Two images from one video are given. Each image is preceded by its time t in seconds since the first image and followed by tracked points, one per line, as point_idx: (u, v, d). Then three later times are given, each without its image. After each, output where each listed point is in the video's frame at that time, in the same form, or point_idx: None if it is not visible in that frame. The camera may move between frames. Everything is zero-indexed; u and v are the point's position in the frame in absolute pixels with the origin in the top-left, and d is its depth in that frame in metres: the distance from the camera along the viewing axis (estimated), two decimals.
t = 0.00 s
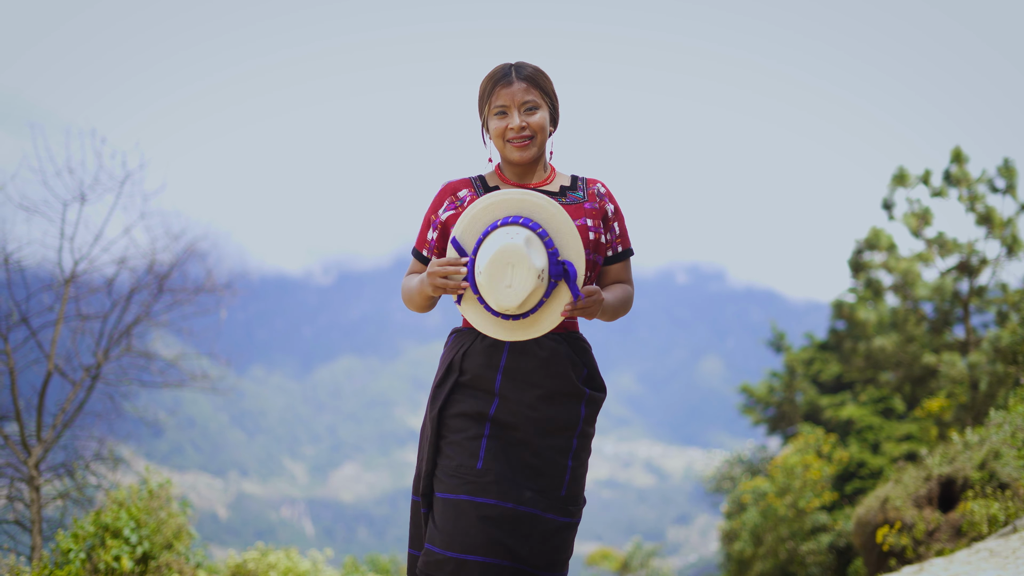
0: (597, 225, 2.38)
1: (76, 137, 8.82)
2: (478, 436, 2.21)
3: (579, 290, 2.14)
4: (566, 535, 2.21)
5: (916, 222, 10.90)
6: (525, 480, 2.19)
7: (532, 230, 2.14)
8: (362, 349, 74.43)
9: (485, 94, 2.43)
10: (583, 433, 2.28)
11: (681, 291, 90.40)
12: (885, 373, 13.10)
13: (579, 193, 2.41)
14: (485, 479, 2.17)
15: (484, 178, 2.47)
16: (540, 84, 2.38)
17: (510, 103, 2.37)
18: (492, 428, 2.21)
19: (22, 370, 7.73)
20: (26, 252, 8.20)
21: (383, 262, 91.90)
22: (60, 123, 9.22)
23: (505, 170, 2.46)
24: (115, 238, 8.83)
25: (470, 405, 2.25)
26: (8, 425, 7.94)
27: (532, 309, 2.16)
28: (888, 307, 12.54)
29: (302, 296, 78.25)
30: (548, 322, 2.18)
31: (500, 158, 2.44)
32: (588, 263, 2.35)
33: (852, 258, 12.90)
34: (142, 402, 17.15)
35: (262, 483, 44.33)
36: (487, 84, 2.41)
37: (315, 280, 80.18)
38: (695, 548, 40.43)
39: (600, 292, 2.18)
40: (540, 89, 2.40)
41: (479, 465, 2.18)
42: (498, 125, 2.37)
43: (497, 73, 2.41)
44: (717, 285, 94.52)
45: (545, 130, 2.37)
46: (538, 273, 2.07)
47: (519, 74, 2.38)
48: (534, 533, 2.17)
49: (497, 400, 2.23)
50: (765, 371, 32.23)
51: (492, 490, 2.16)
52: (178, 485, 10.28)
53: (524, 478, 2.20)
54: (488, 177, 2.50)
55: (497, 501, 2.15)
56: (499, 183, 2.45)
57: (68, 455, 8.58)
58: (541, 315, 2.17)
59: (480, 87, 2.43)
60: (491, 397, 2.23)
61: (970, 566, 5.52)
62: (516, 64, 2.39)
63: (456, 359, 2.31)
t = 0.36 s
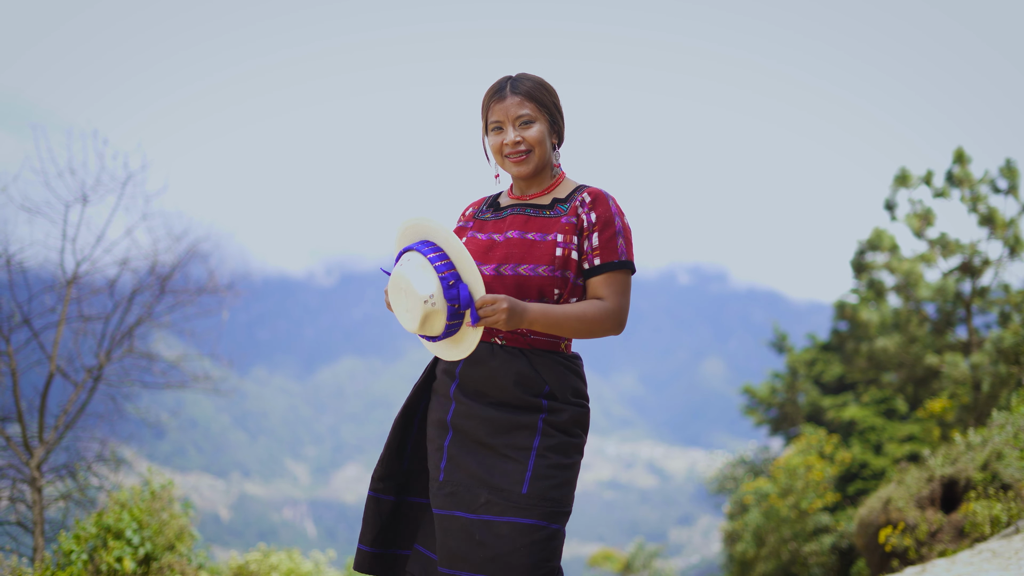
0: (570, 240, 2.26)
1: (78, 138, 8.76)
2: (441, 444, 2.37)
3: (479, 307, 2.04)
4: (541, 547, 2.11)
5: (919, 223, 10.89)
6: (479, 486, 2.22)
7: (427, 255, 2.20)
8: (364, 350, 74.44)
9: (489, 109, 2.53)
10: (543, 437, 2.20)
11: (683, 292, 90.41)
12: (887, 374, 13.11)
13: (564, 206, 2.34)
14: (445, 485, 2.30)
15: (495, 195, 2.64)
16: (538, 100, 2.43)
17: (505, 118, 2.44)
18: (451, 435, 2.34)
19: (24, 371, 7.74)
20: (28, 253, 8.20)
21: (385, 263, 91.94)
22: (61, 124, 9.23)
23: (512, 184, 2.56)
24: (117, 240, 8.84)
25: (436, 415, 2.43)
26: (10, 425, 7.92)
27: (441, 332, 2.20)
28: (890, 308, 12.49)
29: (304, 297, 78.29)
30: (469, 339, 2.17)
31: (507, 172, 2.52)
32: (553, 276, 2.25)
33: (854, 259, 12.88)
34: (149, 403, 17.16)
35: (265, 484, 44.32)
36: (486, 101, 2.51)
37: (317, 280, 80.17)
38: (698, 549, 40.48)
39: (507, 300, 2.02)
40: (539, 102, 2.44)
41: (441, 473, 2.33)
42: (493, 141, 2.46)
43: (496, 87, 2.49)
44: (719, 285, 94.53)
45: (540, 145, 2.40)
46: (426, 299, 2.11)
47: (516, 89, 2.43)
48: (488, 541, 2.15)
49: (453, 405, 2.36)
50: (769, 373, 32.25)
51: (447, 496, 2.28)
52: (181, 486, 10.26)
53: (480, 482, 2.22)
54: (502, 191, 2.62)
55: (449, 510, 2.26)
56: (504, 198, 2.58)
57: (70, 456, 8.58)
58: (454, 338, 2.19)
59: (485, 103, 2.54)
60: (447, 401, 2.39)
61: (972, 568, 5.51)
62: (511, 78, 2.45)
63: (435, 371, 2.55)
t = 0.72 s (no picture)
0: (586, 246, 2.21)
1: (79, 138, 8.77)
2: (466, 445, 2.26)
3: (516, 321, 1.99)
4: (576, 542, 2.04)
5: (920, 223, 10.90)
6: (512, 485, 2.13)
7: (467, 261, 2.10)
8: (364, 350, 74.48)
9: (489, 106, 2.45)
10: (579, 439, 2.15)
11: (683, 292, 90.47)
12: (888, 374, 13.14)
13: (575, 211, 2.27)
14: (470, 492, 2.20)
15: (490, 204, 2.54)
16: (541, 99, 2.38)
17: (508, 116, 2.38)
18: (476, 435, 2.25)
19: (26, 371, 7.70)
20: (30, 253, 8.19)
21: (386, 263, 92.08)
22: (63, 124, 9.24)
23: (511, 190, 2.46)
24: (118, 240, 8.83)
25: (457, 417, 2.33)
26: (11, 425, 7.91)
27: (471, 346, 2.12)
28: (891, 308, 12.49)
29: (305, 297, 78.35)
30: (493, 358, 2.09)
31: (505, 175, 2.45)
32: (572, 285, 2.20)
33: (856, 259, 12.88)
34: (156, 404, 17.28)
35: (267, 484, 44.36)
36: (488, 100, 2.44)
37: (318, 280, 80.21)
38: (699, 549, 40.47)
39: (547, 317, 1.99)
40: (542, 102, 2.39)
41: (467, 477, 2.23)
42: (498, 138, 2.37)
43: (500, 85, 2.43)
44: (720, 285, 94.65)
45: (543, 146, 2.35)
46: (467, 307, 2.03)
47: (520, 88, 2.38)
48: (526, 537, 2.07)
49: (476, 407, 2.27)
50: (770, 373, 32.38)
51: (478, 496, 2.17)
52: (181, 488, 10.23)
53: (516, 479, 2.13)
54: (498, 199, 2.52)
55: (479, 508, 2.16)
56: (502, 206, 2.48)
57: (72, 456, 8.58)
58: (482, 351, 2.11)
59: (487, 102, 2.46)
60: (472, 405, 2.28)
61: (973, 568, 5.51)
62: (515, 77, 2.40)
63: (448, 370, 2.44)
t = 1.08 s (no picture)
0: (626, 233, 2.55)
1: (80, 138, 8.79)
2: (537, 448, 2.36)
3: (670, 306, 2.38)
4: (635, 537, 2.32)
5: (920, 222, 10.89)
6: (586, 485, 2.31)
7: (616, 267, 2.33)
8: (365, 350, 74.52)
9: (524, 96, 2.57)
10: (648, 431, 2.39)
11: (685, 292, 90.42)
12: (890, 373, 13.19)
13: (607, 203, 2.56)
14: (544, 490, 2.31)
15: (511, 193, 2.56)
16: (578, 94, 2.54)
17: (546, 108, 2.52)
18: (550, 437, 2.36)
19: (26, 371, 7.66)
20: (31, 252, 8.16)
21: (388, 262, 92.19)
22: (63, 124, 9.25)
23: (535, 181, 2.56)
24: (119, 239, 8.83)
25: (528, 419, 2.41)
26: (12, 425, 7.89)
27: (629, 349, 2.33)
28: (892, 307, 12.49)
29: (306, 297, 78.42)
30: (647, 351, 2.37)
31: (532, 164, 2.55)
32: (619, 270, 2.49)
33: (857, 259, 12.89)
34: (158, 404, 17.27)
35: (267, 484, 44.35)
36: (526, 90, 2.56)
37: (319, 280, 80.26)
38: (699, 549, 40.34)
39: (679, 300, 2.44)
40: (579, 99, 2.55)
41: (536, 478, 2.33)
42: (534, 130, 2.50)
43: (538, 78, 2.56)
44: (721, 285, 94.60)
45: (577, 141, 2.51)
46: (635, 305, 2.29)
47: (560, 82, 2.53)
48: (600, 532, 2.29)
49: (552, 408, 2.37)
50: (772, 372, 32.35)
51: (553, 498, 2.29)
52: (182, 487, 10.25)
53: (588, 483, 2.31)
54: (516, 191, 2.58)
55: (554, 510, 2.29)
56: (528, 198, 2.55)
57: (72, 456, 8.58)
58: (636, 351, 2.35)
59: (520, 92, 2.56)
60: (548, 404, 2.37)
61: (974, 567, 5.52)
62: (558, 70, 2.54)
63: (513, 374, 2.47)
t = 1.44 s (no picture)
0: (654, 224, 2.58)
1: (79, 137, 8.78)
2: (571, 444, 2.32)
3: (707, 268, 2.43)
4: (665, 532, 2.34)
5: (920, 221, 10.89)
6: (621, 483, 2.30)
7: (652, 235, 2.36)
8: (365, 349, 74.55)
9: (549, 95, 2.52)
10: (676, 428, 2.39)
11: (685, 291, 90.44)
12: (889, 371, 13.21)
13: (637, 189, 2.58)
14: (579, 488, 2.29)
15: (538, 185, 2.50)
16: (604, 90, 2.51)
17: (573, 105, 2.48)
18: (584, 434, 2.31)
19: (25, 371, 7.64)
20: (30, 251, 8.14)
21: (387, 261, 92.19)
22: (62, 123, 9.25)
23: (560, 173, 2.52)
24: (118, 238, 8.83)
25: (561, 413, 2.35)
26: (11, 424, 7.86)
27: (672, 313, 2.35)
28: (892, 306, 12.53)
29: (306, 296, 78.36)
30: (688, 318, 2.39)
31: (557, 158, 2.52)
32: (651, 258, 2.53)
33: (856, 257, 12.89)
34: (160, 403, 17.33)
35: (267, 483, 44.41)
36: (550, 88, 2.52)
37: (319, 279, 80.23)
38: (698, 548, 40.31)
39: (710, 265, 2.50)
40: (605, 94, 2.52)
41: (570, 474, 2.30)
42: (561, 126, 2.46)
43: (563, 75, 2.52)
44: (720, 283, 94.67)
45: (605, 137, 2.48)
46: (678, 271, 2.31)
47: (587, 78, 2.50)
48: (633, 529, 2.29)
49: (587, 405, 2.32)
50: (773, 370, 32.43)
51: (589, 496, 2.28)
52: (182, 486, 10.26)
53: (620, 479, 2.30)
54: (543, 183, 2.52)
55: (588, 509, 2.28)
56: (556, 190, 2.49)
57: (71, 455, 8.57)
58: (676, 318, 2.37)
59: (544, 88, 2.52)
60: (580, 403, 2.33)
61: (974, 564, 5.51)
62: (582, 67, 2.51)
63: (543, 370, 2.39)
